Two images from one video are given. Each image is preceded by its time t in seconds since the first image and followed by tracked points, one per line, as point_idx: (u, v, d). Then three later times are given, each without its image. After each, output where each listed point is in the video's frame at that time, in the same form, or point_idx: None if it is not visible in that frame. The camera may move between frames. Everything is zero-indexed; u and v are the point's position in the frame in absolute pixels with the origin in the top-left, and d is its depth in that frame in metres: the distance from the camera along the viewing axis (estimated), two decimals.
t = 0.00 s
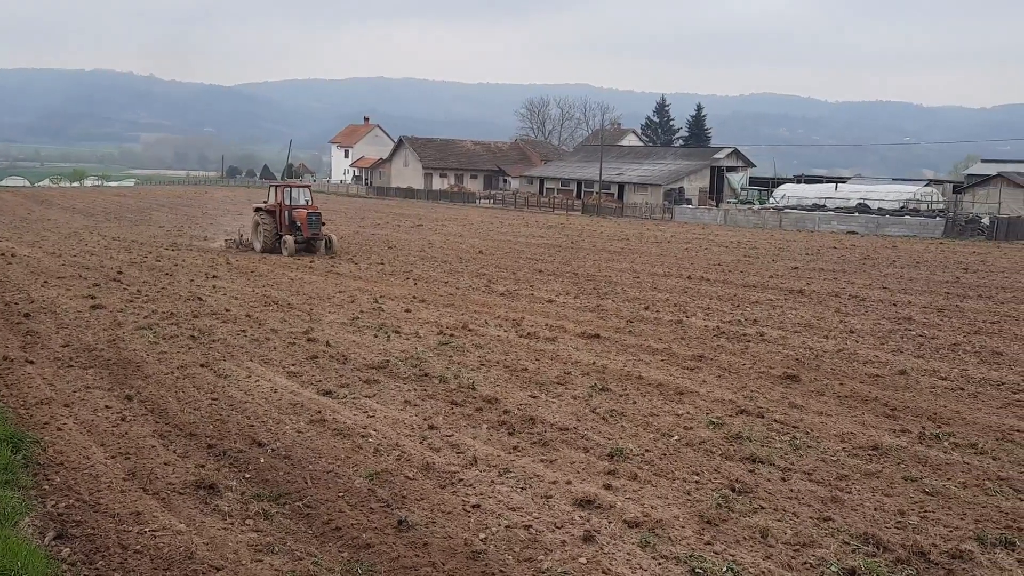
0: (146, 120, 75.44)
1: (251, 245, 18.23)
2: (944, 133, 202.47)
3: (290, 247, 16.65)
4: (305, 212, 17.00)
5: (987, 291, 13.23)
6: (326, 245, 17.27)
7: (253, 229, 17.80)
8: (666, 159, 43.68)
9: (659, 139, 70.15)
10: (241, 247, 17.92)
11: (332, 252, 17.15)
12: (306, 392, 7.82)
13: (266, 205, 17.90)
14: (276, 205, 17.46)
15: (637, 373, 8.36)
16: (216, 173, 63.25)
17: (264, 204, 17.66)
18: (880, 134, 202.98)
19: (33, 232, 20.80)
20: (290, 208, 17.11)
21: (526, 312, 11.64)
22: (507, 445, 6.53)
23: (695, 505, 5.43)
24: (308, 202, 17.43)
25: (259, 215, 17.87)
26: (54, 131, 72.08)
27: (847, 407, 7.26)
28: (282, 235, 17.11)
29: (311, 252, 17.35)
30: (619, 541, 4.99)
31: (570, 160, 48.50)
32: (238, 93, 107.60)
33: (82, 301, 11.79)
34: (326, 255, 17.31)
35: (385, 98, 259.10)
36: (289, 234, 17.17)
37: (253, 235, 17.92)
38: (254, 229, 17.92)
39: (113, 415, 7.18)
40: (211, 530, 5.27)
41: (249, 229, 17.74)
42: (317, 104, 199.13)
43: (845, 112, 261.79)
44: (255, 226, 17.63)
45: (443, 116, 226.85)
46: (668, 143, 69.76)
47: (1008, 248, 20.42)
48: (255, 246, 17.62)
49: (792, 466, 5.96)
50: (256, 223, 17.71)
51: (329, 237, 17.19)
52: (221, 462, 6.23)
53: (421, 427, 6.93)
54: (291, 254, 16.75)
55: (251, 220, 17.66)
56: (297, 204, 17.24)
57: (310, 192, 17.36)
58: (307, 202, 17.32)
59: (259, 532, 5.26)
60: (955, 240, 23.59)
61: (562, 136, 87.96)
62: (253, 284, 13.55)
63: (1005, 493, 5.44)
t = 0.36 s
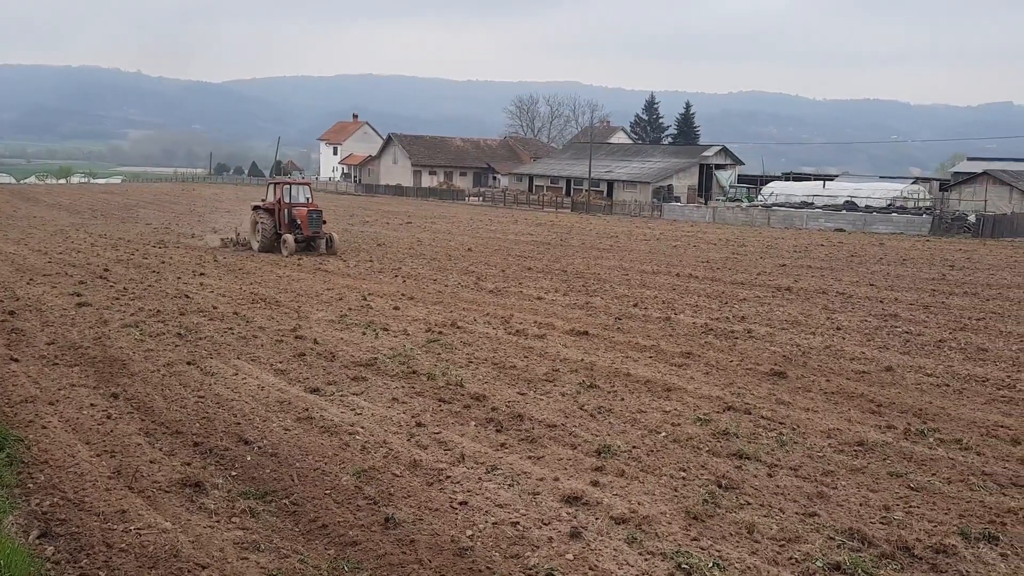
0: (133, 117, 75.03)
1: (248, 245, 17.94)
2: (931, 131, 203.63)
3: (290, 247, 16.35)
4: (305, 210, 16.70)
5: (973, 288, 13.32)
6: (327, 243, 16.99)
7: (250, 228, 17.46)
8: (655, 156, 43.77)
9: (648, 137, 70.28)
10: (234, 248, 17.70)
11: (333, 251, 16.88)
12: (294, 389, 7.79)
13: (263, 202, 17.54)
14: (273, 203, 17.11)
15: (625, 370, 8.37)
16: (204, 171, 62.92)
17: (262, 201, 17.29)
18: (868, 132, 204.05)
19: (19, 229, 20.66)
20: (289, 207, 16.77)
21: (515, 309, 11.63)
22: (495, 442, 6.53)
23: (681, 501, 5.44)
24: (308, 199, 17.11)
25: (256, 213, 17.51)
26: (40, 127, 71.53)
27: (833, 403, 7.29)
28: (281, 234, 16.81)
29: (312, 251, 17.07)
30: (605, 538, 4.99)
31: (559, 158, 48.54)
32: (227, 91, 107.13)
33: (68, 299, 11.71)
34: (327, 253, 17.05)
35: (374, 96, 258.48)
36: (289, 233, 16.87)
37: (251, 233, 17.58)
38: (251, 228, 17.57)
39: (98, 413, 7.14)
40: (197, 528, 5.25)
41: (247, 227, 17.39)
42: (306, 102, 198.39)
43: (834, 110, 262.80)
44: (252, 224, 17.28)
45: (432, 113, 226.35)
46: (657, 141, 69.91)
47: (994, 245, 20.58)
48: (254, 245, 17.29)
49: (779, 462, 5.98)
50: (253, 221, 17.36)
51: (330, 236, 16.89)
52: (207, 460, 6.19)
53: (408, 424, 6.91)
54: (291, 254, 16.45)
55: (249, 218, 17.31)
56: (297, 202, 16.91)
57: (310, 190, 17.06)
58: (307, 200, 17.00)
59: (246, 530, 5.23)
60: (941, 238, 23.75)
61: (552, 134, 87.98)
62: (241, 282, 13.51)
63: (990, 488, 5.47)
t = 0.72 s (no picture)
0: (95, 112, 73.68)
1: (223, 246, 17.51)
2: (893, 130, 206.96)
3: (268, 246, 15.91)
4: (284, 208, 16.19)
5: (934, 284, 13.55)
6: (307, 242, 16.65)
7: (225, 227, 17.01)
8: (623, 154, 43.98)
9: (617, 134, 70.57)
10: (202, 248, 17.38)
11: (313, 251, 16.53)
12: (260, 387, 7.69)
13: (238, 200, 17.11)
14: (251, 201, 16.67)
15: (594, 367, 8.38)
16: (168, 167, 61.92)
17: (238, 199, 16.88)
18: (832, 131, 207.03)
19: None
20: (267, 205, 16.39)
21: (483, 306, 11.60)
22: (464, 440, 6.50)
23: (650, 497, 5.46)
24: (286, 197, 16.76)
25: (233, 211, 17.04)
26: None
27: (799, 398, 7.37)
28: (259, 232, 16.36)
29: (290, 251, 16.70)
30: (574, 534, 4.99)
31: (528, 155, 48.57)
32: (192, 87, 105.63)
33: (27, 297, 11.44)
34: (306, 253, 16.70)
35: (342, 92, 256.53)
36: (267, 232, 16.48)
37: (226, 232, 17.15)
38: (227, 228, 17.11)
39: (59, 414, 6.98)
40: (161, 529, 5.15)
41: (222, 225, 16.95)
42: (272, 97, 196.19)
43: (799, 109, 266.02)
44: (228, 223, 16.84)
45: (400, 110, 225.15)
46: (626, 139, 70.25)
47: (954, 242, 20.98)
48: (229, 244, 16.84)
49: (746, 457, 6.03)
50: (229, 219, 16.92)
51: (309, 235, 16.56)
52: (171, 460, 6.09)
53: (377, 422, 6.86)
54: (270, 253, 16.05)
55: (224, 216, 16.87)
56: (274, 200, 16.54)
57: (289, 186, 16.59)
58: (285, 197, 16.63)
59: (210, 531, 5.15)
60: (903, 235, 24.17)
61: (521, 130, 87.97)
62: (205, 279, 13.31)
63: (951, 481, 5.55)
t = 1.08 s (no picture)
0: (40, 105, 71.59)
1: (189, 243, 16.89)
2: (843, 128, 211.23)
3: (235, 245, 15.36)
4: (252, 205, 15.69)
5: (883, 279, 13.85)
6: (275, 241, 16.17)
7: (188, 223, 16.36)
8: (580, 150, 44.15)
9: (573, 130, 70.85)
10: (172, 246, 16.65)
11: (282, 250, 16.06)
12: (213, 386, 7.55)
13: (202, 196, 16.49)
14: (215, 197, 16.08)
15: (552, 363, 8.39)
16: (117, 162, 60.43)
17: (202, 195, 16.26)
18: (784, 129, 210.60)
19: None
20: (233, 202, 15.83)
21: (441, 303, 11.54)
22: (421, 438, 6.45)
23: (608, 492, 5.48)
24: (253, 194, 16.22)
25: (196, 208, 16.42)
26: None
27: (754, 392, 7.47)
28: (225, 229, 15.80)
29: (257, 250, 16.19)
30: (533, 531, 4.98)
31: (485, 150, 48.48)
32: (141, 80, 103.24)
33: None
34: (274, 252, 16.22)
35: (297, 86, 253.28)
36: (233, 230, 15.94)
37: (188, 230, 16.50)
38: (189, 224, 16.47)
39: (2, 415, 6.75)
40: (111, 533, 5.02)
41: (184, 222, 16.30)
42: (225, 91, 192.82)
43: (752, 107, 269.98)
44: (191, 220, 16.21)
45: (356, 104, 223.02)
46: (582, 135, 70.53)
47: (902, 238, 21.46)
48: (191, 242, 16.22)
49: (702, 452, 6.09)
50: (191, 216, 16.28)
51: (278, 233, 16.08)
52: (120, 462, 5.93)
53: (333, 421, 6.77)
54: (236, 252, 15.51)
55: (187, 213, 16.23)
56: (241, 197, 15.99)
57: (256, 183, 16.09)
58: (252, 194, 16.09)
59: (162, 533, 5.03)
60: (853, 231, 24.65)
61: (478, 126, 87.78)
62: (156, 276, 13.02)
63: (901, 473, 5.68)
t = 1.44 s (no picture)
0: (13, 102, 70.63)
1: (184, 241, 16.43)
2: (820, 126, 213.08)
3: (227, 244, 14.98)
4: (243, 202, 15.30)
5: (859, 275, 13.99)
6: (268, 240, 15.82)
7: (176, 222, 15.94)
8: (559, 147, 44.19)
9: (552, 127, 70.90)
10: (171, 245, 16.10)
11: (275, 249, 15.70)
12: (191, 386, 7.48)
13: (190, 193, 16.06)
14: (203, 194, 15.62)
15: (533, 360, 8.40)
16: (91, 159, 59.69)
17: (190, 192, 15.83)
18: (761, 126, 212.16)
19: None
20: (224, 199, 15.42)
21: (421, 300, 11.51)
22: (402, 436, 6.43)
23: (590, 489, 5.49)
24: (243, 191, 15.83)
25: (183, 205, 15.95)
26: None
27: (733, 388, 7.52)
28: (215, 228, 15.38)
29: (249, 248, 15.84)
30: (515, 529, 4.98)
31: (464, 147, 48.39)
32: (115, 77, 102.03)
33: None
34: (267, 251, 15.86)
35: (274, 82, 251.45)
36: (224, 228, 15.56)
37: (177, 229, 16.07)
38: (177, 222, 16.01)
39: None
40: (88, 534, 4.96)
41: (172, 221, 15.87)
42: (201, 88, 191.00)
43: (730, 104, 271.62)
44: (179, 218, 15.76)
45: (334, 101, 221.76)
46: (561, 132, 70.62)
47: (878, 234, 21.70)
48: (181, 242, 15.81)
49: (682, 448, 6.12)
50: (180, 214, 15.86)
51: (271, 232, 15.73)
52: (98, 463, 5.86)
53: (313, 419, 6.73)
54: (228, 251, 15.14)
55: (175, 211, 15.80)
56: (232, 194, 15.61)
57: (246, 179, 15.68)
58: (242, 190, 15.68)
59: (141, 534, 4.98)
60: (830, 227, 24.90)
61: (456, 123, 87.65)
62: (132, 275, 12.87)
63: (879, 467, 5.74)
